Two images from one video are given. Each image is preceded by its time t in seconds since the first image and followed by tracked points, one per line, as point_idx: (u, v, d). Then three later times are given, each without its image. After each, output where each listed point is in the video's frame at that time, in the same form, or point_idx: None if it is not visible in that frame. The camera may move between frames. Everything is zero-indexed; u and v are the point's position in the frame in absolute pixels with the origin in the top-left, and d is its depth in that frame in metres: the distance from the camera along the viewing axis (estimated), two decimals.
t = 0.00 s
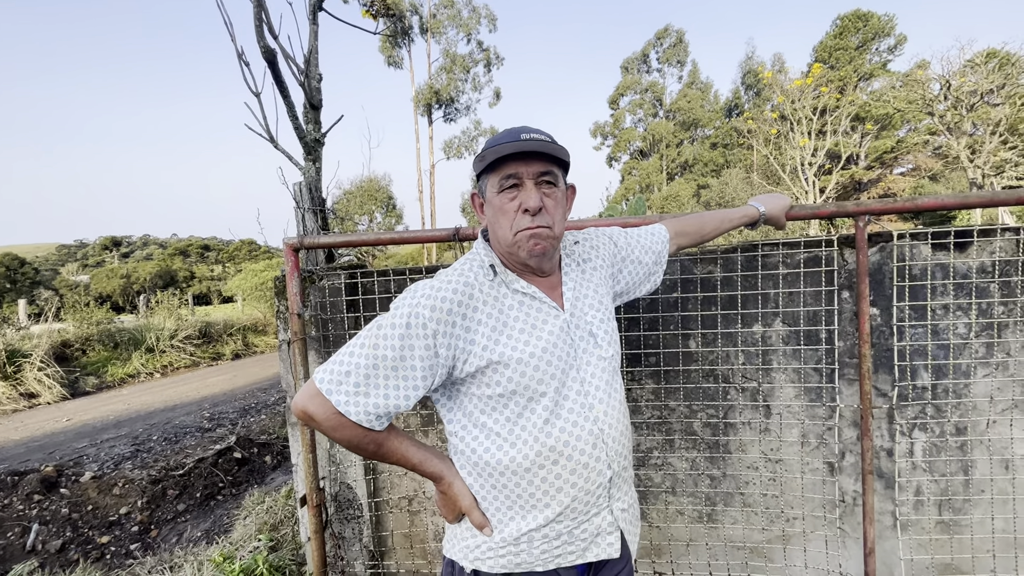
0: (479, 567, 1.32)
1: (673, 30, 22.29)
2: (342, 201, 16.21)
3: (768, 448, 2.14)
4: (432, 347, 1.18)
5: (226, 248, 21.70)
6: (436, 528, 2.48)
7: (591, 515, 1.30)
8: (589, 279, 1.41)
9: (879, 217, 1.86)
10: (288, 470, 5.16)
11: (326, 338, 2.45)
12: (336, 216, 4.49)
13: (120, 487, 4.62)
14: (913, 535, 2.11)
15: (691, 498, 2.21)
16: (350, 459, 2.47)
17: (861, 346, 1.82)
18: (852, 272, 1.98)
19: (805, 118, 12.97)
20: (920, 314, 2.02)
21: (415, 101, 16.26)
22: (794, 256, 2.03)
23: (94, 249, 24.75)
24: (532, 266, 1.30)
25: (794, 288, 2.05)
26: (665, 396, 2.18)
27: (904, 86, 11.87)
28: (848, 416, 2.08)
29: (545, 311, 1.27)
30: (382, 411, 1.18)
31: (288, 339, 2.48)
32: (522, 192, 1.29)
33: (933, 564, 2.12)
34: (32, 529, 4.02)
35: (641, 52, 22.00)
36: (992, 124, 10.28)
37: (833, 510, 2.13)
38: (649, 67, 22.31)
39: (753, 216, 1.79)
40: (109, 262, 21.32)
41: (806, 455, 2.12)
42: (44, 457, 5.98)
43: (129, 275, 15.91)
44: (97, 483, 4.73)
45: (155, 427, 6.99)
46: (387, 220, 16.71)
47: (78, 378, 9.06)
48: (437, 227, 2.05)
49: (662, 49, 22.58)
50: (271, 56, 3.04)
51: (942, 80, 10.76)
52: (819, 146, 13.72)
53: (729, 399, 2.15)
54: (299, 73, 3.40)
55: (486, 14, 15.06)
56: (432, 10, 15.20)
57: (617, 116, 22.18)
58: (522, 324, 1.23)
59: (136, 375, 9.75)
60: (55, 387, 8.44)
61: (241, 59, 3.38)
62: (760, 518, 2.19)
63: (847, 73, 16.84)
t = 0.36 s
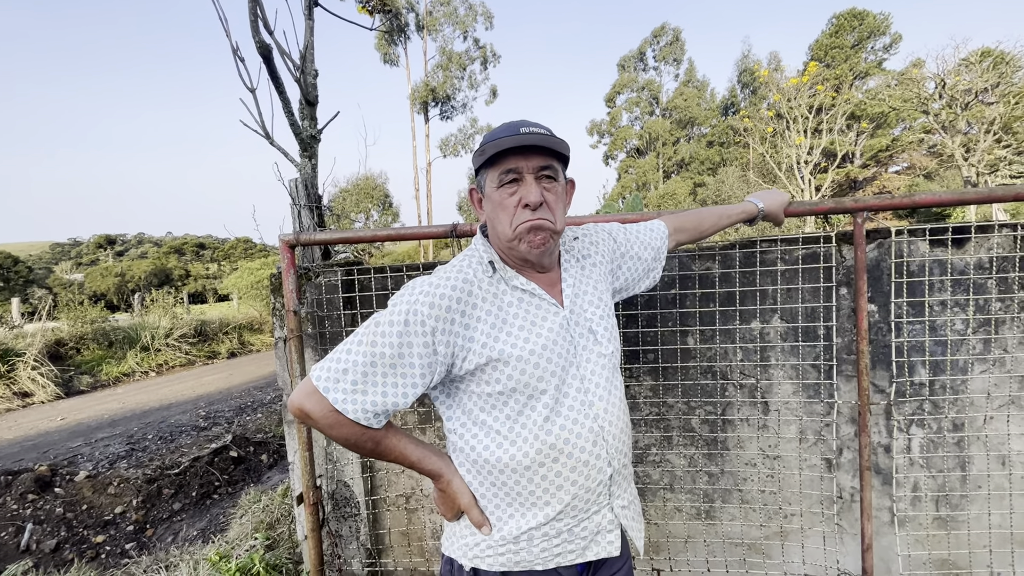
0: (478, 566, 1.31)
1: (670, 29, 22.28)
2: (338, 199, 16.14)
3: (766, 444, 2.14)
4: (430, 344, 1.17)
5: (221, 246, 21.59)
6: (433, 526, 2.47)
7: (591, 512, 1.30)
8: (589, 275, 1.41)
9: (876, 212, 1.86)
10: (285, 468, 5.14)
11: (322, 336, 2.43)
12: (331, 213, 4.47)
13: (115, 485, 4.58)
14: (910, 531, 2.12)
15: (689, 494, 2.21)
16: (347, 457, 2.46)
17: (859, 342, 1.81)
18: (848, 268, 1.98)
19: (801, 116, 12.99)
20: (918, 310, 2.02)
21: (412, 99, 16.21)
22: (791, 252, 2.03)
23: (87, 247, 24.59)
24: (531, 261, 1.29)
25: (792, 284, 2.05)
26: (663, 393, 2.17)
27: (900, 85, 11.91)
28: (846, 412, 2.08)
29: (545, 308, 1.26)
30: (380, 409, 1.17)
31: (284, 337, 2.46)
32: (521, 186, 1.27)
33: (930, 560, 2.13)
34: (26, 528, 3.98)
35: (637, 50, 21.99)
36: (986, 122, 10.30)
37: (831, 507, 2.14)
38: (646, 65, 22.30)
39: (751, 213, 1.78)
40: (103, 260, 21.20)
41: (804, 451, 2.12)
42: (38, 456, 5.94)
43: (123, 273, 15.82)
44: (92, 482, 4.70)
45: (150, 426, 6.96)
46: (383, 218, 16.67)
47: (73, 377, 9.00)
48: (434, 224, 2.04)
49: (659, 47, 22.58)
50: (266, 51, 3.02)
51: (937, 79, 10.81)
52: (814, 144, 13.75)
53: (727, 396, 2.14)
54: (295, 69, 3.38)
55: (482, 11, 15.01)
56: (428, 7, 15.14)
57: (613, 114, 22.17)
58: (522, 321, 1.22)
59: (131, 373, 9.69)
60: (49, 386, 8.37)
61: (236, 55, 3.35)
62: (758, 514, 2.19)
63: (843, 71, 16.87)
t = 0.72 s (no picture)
0: (475, 568, 1.30)
1: (667, 27, 22.28)
2: (336, 198, 16.10)
3: (764, 443, 2.13)
4: (426, 343, 1.15)
5: (218, 245, 21.52)
6: (430, 527, 2.46)
7: (589, 513, 1.29)
8: (586, 274, 1.39)
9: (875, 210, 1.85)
10: (281, 468, 5.12)
11: (318, 335, 2.42)
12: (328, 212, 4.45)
13: (112, 486, 4.56)
14: (909, 530, 2.11)
15: (687, 494, 2.20)
16: (344, 457, 2.44)
17: (857, 340, 1.80)
18: (847, 266, 1.97)
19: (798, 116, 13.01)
20: (918, 309, 2.01)
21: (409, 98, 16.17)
22: (790, 250, 2.03)
23: (84, 247, 24.52)
24: (529, 259, 1.28)
25: (791, 283, 2.04)
26: (661, 392, 2.16)
27: (897, 84, 11.92)
28: (845, 411, 2.07)
29: (541, 308, 1.25)
30: (375, 409, 1.15)
31: (280, 337, 2.45)
32: (518, 182, 1.26)
33: (929, 560, 2.12)
34: (21, 529, 3.96)
35: (635, 49, 21.98)
36: (983, 121, 10.32)
37: (830, 506, 2.13)
38: (643, 64, 22.29)
39: (750, 211, 1.77)
40: (100, 260, 21.12)
41: (803, 450, 2.12)
42: (35, 457, 5.91)
43: (120, 273, 15.76)
44: (88, 482, 4.67)
45: (147, 426, 6.93)
46: (381, 218, 16.63)
47: (69, 377, 8.97)
48: (431, 222, 2.02)
49: (656, 46, 22.56)
50: (262, 48, 3.00)
51: (934, 78, 10.82)
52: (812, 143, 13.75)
53: (725, 395, 2.14)
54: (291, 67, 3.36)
55: (479, 10, 14.99)
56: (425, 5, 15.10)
57: (611, 113, 22.16)
58: (518, 321, 1.21)
59: (127, 373, 9.65)
60: (45, 386, 8.33)
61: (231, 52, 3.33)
62: (757, 513, 2.19)
63: (840, 70, 16.88)
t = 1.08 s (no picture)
0: (472, 569, 1.29)
1: (666, 27, 22.26)
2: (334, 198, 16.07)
3: (763, 443, 2.13)
4: (422, 343, 1.15)
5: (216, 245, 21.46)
6: (429, 527, 2.45)
7: (587, 514, 1.28)
8: (583, 275, 1.39)
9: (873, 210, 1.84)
10: (279, 468, 5.10)
11: (316, 336, 2.41)
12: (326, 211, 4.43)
13: (109, 487, 4.54)
14: (907, 529, 2.11)
15: (685, 493, 2.19)
16: (341, 458, 2.44)
17: (855, 339, 1.80)
18: (845, 265, 1.97)
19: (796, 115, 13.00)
20: (916, 308, 2.01)
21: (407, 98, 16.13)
22: (788, 250, 2.02)
23: (82, 248, 24.47)
24: (527, 259, 1.27)
25: (789, 282, 2.04)
26: (659, 392, 2.16)
27: (895, 83, 11.92)
28: (843, 411, 2.07)
29: (538, 308, 1.24)
30: (371, 410, 1.15)
31: (277, 337, 2.44)
32: (516, 182, 1.25)
33: (928, 560, 2.12)
34: (18, 531, 3.95)
35: (633, 49, 21.96)
36: (981, 121, 10.32)
37: (828, 506, 2.13)
38: (642, 64, 22.27)
39: (747, 210, 1.77)
40: (98, 260, 21.08)
41: (801, 450, 2.11)
42: (32, 458, 5.89)
43: (118, 273, 15.71)
44: (86, 483, 4.65)
45: (145, 427, 6.90)
46: (379, 218, 16.59)
47: (67, 378, 8.94)
48: (428, 222, 2.01)
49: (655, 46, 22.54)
50: (258, 48, 2.98)
51: (932, 78, 10.82)
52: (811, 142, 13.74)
53: (723, 394, 2.13)
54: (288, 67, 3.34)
55: (478, 10, 14.97)
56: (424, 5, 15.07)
57: (610, 113, 22.15)
58: (514, 322, 1.21)
59: (125, 374, 9.62)
60: (43, 387, 8.31)
61: (228, 52, 3.31)
62: (755, 513, 2.18)
63: (838, 70, 16.88)
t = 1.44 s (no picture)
0: (471, 569, 1.30)
1: (665, 28, 22.28)
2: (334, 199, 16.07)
3: (761, 443, 2.13)
4: (419, 342, 1.15)
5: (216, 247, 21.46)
6: (428, 527, 2.46)
7: (585, 514, 1.29)
8: (581, 276, 1.39)
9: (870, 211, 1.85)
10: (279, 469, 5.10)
11: (315, 337, 2.42)
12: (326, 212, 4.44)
13: (109, 488, 4.54)
14: (905, 529, 2.12)
15: (683, 494, 2.20)
16: (341, 459, 2.44)
17: (853, 340, 1.81)
18: (842, 266, 1.98)
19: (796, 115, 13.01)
20: (913, 308, 2.02)
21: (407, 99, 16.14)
22: (785, 251, 2.03)
23: (81, 249, 24.46)
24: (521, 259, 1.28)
25: (787, 283, 2.05)
26: (658, 393, 2.17)
27: (894, 84, 11.93)
28: (841, 411, 2.08)
29: (536, 309, 1.25)
30: (370, 410, 1.15)
31: (276, 338, 2.44)
32: (509, 181, 1.26)
33: (927, 559, 2.13)
34: (19, 532, 3.95)
35: (633, 50, 21.97)
36: (980, 121, 10.33)
37: (826, 506, 2.13)
38: (642, 64, 22.29)
39: (744, 211, 1.78)
40: (98, 262, 21.08)
41: (799, 450, 2.12)
42: (32, 459, 5.89)
43: (117, 274, 15.71)
44: (86, 485, 4.65)
45: (144, 428, 6.90)
46: (379, 219, 16.59)
47: (67, 379, 8.94)
48: (427, 223, 2.02)
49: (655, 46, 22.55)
50: (258, 49, 2.99)
51: (931, 78, 10.82)
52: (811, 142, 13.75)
53: (722, 395, 2.14)
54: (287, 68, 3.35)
55: (477, 11, 14.98)
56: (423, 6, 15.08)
57: (609, 114, 22.16)
58: (513, 322, 1.21)
59: (125, 375, 9.62)
60: (42, 388, 8.31)
61: (227, 53, 3.32)
62: (753, 513, 2.19)
63: (838, 71, 16.90)
